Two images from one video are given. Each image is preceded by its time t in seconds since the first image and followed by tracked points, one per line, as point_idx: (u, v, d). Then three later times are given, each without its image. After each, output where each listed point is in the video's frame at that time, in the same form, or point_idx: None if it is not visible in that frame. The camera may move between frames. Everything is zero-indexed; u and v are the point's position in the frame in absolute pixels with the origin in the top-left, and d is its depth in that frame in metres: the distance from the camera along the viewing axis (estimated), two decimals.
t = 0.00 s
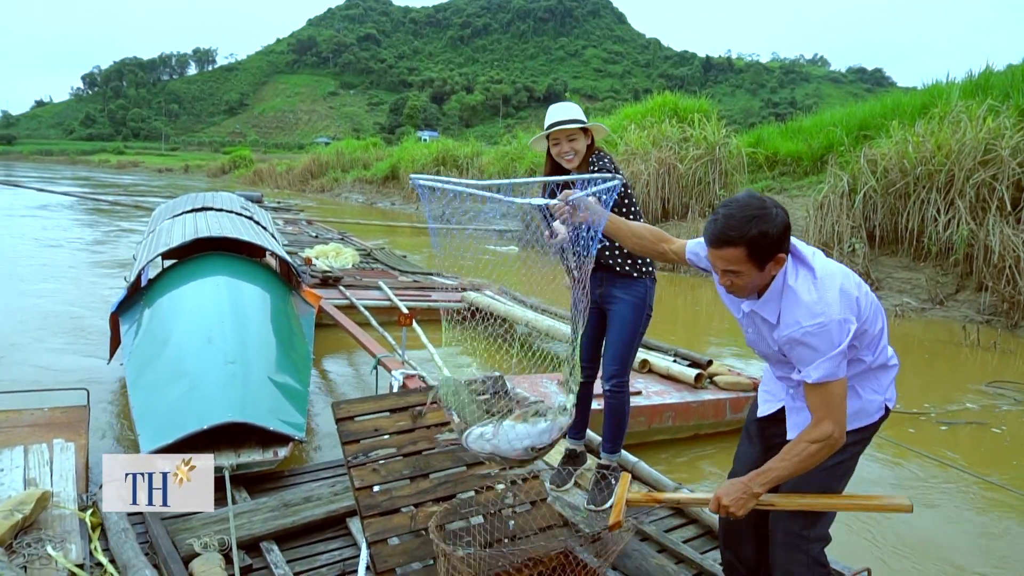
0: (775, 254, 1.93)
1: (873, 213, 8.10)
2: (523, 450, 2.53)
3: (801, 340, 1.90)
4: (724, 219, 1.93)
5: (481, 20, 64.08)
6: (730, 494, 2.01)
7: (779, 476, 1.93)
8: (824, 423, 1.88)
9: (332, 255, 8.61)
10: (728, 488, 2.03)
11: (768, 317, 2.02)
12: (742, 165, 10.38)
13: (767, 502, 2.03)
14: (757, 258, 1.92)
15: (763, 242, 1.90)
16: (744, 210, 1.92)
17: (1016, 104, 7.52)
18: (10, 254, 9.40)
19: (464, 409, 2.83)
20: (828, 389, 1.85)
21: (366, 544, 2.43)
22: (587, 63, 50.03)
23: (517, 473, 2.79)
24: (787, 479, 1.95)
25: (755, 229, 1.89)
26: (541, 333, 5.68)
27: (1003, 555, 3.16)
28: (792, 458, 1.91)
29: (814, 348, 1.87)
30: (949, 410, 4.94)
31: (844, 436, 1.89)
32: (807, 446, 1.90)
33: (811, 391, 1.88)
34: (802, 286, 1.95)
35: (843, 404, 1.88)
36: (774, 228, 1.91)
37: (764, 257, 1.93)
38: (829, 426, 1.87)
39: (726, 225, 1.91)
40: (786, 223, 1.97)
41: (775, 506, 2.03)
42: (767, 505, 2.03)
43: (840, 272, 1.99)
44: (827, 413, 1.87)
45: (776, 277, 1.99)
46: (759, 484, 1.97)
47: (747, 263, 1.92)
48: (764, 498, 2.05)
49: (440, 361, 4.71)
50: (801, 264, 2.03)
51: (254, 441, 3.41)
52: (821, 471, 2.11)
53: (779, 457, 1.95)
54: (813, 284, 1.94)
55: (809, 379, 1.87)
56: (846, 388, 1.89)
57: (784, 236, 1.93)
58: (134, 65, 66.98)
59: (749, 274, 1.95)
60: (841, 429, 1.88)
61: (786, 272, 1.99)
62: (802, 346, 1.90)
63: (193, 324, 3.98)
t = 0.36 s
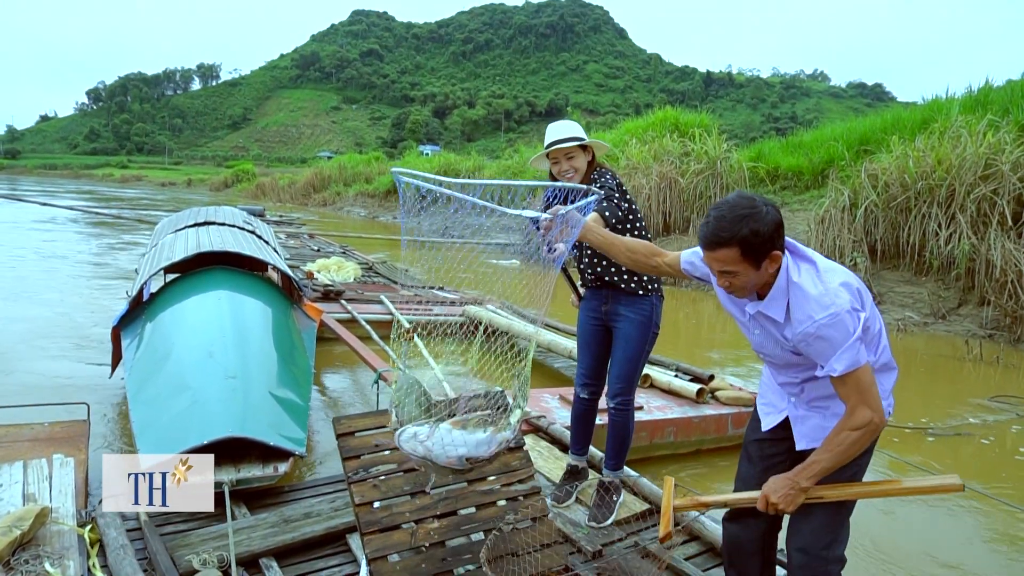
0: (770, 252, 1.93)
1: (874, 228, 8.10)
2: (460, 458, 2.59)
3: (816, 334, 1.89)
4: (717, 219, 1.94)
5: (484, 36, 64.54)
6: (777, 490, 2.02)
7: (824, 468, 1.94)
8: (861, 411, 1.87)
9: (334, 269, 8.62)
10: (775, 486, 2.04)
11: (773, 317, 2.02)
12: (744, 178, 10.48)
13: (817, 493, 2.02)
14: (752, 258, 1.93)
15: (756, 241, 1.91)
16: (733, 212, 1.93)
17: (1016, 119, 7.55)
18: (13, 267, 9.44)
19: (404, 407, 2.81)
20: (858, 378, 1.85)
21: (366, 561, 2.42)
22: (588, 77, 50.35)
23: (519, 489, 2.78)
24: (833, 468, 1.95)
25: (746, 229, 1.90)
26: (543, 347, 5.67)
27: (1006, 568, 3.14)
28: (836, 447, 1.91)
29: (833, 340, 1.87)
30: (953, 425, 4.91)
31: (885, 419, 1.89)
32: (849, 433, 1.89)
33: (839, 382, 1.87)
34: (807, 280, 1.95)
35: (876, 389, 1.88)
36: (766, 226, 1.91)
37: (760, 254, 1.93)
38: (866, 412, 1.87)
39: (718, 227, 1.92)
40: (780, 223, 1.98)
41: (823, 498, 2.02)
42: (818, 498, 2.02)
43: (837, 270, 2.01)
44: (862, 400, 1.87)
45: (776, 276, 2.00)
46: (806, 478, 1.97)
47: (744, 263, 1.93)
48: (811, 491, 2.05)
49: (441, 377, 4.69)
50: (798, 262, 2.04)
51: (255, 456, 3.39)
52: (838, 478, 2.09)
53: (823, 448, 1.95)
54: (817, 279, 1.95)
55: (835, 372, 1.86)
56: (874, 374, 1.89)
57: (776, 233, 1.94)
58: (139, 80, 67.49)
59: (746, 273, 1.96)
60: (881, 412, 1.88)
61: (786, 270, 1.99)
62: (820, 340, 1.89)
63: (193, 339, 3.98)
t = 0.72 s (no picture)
0: (754, 259, 1.94)
1: (875, 235, 8.10)
2: (494, 532, 2.33)
3: (817, 331, 1.89)
4: (698, 231, 1.95)
5: (485, 43, 64.77)
6: (795, 481, 2.03)
7: (843, 458, 1.92)
8: (873, 401, 1.85)
9: (334, 275, 8.62)
10: (793, 477, 2.04)
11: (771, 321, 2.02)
12: (745, 185, 10.52)
13: (839, 485, 2.02)
14: (737, 266, 1.93)
15: (736, 249, 1.91)
16: (711, 223, 1.94)
17: (1017, 127, 7.56)
18: (13, 273, 9.44)
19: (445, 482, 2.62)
20: (866, 369, 1.84)
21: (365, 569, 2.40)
22: (589, 85, 50.48)
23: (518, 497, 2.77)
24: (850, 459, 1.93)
25: (724, 239, 1.90)
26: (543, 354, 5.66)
27: None
28: (853, 438, 1.90)
29: (836, 337, 1.86)
30: (954, 433, 4.90)
31: (901, 409, 1.86)
32: (864, 423, 1.87)
33: (848, 375, 1.86)
34: (799, 281, 1.96)
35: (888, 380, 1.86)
36: (747, 233, 1.92)
37: (744, 262, 1.94)
38: (880, 402, 1.84)
39: (698, 239, 1.93)
40: (761, 227, 1.99)
41: (843, 490, 2.02)
42: (837, 489, 2.02)
43: (827, 270, 2.02)
44: (873, 390, 1.85)
45: (767, 281, 2.00)
46: (824, 468, 1.97)
47: (728, 271, 1.94)
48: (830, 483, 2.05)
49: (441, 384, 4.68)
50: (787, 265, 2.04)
51: (254, 462, 3.39)
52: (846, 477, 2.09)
53: (839, 439, 1.94)
54: (809, 278, 1.96)
55: (842, 367, 1.85)
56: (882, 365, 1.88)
57: (758, 239, 1.94)
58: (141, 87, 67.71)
59: (733, 280, 1.97)
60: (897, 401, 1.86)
61: (777, 274, 2.00)
62: (822, 337, 1.89)
63: (194, 345, 3.97)
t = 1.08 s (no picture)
0: (750, 256, 1.95)
1: (876, 235, 8.10)
2: (524, 566, 2.28)
3: (809, 333, 1.89)
4: (693, 231, 1.96)
5: (486, 43, 64.82)
6: (793, 485, 2.02)
7: (838, 461, 1.93)
8: (866, 404, 1.85)
9: (334, 275, 8.63)
10: (790, 481, 2.04)
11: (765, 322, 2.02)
12: (746, 185, 10.52)
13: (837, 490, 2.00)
14: (733, 264, 1.94)
15: (731, 247, 1.92)
16: (707, 221, 1.95)
17: (1017, 128, 7.57)
18: (15, 272, 9.46)
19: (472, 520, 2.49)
20: (860, 371, 1.83)
21: (364, 568, 2.41)
22: (590, 85, 50.48)
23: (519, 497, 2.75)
24: (847, 462, 1.93)
25: (722, 236, 1.92)
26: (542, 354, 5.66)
27: None
28: (847, 441, 1.89)
29: (828, 338, 1.86)
30: (953, 434, 4.90)
31: (895, 410, 1.85)
32: (858, 427, 1.87)
33: (843, 378, 1.85)
34: (790, 283, 1.96)
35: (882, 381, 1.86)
36: (741, 231, 1.93)
37: (739, 261, 1.95)
38: (874, 404, 1.84)
39: (694, 237, 1.94)
40: (754, 226, 2.00)
41: (842, 493, 2.00)
42: (836, 493, 2.00)
43: (821, 271, 2.02)
44: (866, 394, 1.84)
45: (760, 281, 2.01)
46: (821, 472, 1.97)
47: (723, 270, 1.95)
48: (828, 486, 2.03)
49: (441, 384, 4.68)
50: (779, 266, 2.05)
51: (254, 461, 3.40)
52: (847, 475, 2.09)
53: (835, 442, 1.94)
54: (800, 279, 1.96)
55: (834, 368, 1.84)
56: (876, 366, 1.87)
57: (753, 237, 1.96)
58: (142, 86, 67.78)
59: (728, 280, 1.97)
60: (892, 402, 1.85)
61: (769, 276, 2.00)
62: (814, 339, 1.89)
63: (195, 344, 3.98)
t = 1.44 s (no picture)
0: (766, 250, 1.96)
1: (876, 231, 8.10)
2: (526, 551, 2.21)
3: (808, 335, 1.89)
4: (710, 222, 1.96)
5: (488, 37, 64.67)
6: (766, 489, 2.04)
7: (813, 470, 1.93)
8: (849, 415, 1.86)
9: (335, 269, 8.63)
10: (766, 484, 2.05)
11: (770, 319, 2.03)
12: (747, 181, 10.51)
13: (808, 496, 2.01)
14: (749, 257, 1.95)
15: (750, 240, 1.93)
16: (726, 212, 1.95)
17: (1019, 123, 7.55)
18: (15, 264, 9.46)
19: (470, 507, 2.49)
20: (850, 379, 1.84)
21: (364, 559, 2.42)
22: (592, 80, 50.36)
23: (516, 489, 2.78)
24: (822, 472, 1.93)
25: (741, 227, 1.92)
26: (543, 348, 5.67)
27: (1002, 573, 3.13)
28: (825, 451, 1.90)
29: (825, 341, 1.87)
30: (951, 430, 4.90)
31: (876, 424, 1.85)
32: (836, 438, 1.88)
33: (832, 384, 1.86)
34: (796, 282, 1.96)
35: (868, 392, 1.85)
36: (758, 225, 1.94)
37: (755, 254, 1.95)
38: (856, 416, 1.84)
39: (712, 227, 1.94)
40: (771, 221, 2.00)
41: (815, 502, 2.00)
42: (808, 499, 2.00)
43: (834, 270, 2.01)
44: (851, 404, 1.85)
45: (771, 277, 2.01)
46: (795, 477, 1.97)
47: (740, 262, 1.95)
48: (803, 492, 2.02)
49: (441, 377, 4.68)
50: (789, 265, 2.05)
51: (254, 453, 3.41)
52: (845, 477, 2.09)
53: (813, 451, 1.94)
54: (809, 279, 1.96)
55: (827, 372, 1.85)
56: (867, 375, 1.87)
57: (770, 232, 1.96)
58: (143, 79, 67.66)
59: (744, 272, 1.97)
60: (873, 416, 1.85)
61: (778, 273, 2.01)
62: (812, 341, 1.89)
63: (197, 336, 3.99)
